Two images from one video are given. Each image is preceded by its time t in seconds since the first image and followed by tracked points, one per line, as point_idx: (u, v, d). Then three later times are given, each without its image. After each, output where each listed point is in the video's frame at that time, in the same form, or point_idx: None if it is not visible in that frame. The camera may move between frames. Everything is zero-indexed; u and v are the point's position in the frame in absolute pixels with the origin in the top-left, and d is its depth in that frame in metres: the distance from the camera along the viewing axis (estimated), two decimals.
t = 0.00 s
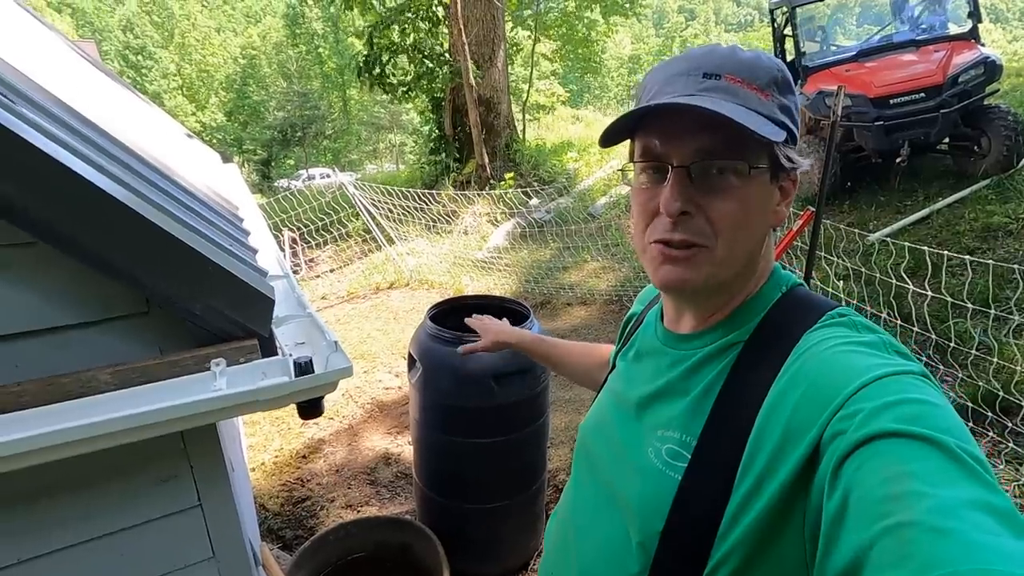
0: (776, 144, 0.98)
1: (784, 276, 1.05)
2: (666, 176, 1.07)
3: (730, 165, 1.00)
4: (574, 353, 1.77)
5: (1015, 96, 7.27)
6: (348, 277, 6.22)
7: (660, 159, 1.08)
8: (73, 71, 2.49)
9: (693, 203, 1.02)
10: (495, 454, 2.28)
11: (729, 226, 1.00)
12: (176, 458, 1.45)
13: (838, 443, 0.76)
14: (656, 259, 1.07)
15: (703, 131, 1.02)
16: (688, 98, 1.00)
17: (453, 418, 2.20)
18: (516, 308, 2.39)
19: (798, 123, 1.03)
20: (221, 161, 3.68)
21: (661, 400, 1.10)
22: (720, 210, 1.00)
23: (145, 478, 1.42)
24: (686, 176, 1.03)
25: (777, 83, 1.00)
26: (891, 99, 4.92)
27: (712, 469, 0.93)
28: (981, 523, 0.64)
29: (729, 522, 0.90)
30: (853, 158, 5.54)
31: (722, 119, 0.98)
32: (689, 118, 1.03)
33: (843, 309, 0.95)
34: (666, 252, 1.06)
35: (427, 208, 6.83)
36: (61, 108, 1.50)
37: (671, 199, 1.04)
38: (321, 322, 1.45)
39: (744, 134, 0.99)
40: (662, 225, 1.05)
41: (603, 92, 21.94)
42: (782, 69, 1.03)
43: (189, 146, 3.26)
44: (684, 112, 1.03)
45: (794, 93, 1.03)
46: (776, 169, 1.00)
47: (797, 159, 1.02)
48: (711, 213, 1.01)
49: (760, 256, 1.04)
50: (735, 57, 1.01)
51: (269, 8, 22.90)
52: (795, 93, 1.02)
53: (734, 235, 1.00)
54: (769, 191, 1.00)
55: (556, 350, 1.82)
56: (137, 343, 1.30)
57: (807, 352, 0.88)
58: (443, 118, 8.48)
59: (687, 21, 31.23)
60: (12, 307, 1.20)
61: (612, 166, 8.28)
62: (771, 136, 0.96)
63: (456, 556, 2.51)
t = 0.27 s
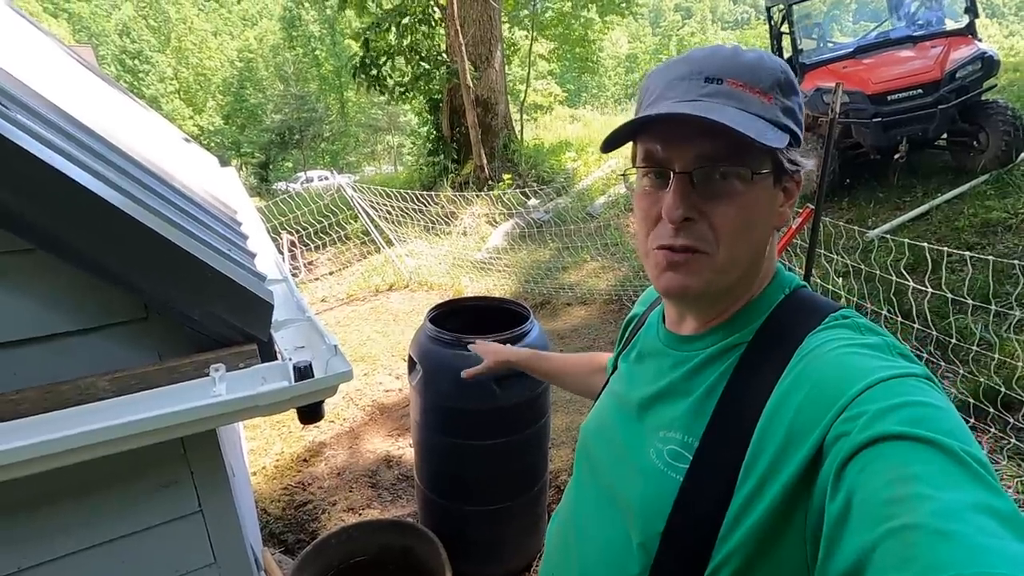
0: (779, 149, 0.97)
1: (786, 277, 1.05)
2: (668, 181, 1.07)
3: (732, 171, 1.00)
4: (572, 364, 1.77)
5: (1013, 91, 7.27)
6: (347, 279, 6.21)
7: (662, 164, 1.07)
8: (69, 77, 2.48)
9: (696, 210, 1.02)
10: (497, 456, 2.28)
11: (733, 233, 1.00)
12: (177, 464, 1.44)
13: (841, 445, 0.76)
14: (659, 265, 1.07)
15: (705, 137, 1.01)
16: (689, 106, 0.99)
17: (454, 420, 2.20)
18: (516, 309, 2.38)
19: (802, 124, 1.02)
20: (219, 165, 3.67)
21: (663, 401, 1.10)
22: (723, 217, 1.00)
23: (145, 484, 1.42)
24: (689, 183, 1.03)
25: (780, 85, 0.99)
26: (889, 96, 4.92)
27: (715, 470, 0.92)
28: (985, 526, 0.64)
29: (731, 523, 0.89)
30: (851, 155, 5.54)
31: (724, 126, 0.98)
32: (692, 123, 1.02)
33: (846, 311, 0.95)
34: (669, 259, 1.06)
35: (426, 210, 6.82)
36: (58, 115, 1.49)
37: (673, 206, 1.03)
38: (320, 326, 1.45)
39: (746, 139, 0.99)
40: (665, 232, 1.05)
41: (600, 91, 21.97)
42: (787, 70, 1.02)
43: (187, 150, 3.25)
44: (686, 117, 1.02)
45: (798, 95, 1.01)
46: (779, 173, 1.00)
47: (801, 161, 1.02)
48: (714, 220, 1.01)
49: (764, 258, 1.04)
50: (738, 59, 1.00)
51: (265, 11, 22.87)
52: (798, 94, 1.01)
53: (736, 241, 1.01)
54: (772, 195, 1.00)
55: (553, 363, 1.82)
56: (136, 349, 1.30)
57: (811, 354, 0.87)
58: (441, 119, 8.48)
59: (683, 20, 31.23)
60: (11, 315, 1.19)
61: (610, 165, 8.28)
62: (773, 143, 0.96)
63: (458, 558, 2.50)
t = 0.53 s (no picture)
0: (785, 152, 0.97)
1: (790, 279, 1.05)
2: (673, 182, 1.06)
3: (738, 173, 0.99)
4: (574, 365, 1.76)
5: (1012, 93, 7.28)
6: (346, 281, 6.20)
7: (667, 165, 1.07)
8: (68, 78, 2.48)
9: (701, 211, 1.01)
10: (498, 458, 2.27)
11: (738, 234, 1.00)
12: (176, 468, 1.43)
13: (845, 447, 0.75)
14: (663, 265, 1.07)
15: (711, 138, 1.01)
16: (695, 106, 0.99)
17: (455, 422, 2.19)
18: (516, 310, 2.38)
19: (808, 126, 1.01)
20: (219, 167, 3.67)
21: (666, 403, 1.09)
22: (729, 218, 1.00)
23: (144, 488, 1.41)
24: (694, 184, 1.02)
25: (787, 87, 0.99)
26: (889, 98, 4.92)
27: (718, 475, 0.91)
28: (989, 530, 0.63)
29: (733, 525, 0.89)
30: (851, 157, 5.54)
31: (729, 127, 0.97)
32: (698, 124, 1.01)
33: (851, 313, 0.94)
34: (674, 260, 1.05)
35: (426, 212, 6.82)
36: (57, 117, 1.49)
37: (678, 207, 1.03)
38: (321, 328, 1.44)
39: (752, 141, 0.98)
40: (670, 234, 1.05)
41: (600, 94, 21.99)
42: (795, 73, 1.02)
43: (186, 152, 3.25)
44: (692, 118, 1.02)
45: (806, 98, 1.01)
46: (785, 175, 0.99)
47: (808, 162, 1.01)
48: (720, 222, 1.00)
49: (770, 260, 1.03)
50: (745, 61, 1.00)
51: (265, 13, 22.87)
52: (804, 96, 1.01)
53: (741, 243, 1.00)
54: (778, 196, 1.00)
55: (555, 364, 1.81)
56: (135, 352, 1.29)
57: (817, 355, 0.87)
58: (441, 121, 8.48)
59: (682, 22, 31.26)
60: (10, 317, 1.19)
61: (610, 167, 8.27)
62: (779, 145, 0.95)
63: (458, 560, 2.49)
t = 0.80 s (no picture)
0: (793, 148, 0.96)
1: (794, 278, 1.04)
2: (681, 177, 1.06)
3: (746, 168, 0.99)
4: (582, 361, 1.75)
5: (1015, 97, 7.27)
6: (348, 281, 6.20)
7: (674, 160, 1.07)
8: (71, 75, 2.48)
9: (707, 205, 1.01)
10: (499, 458, 2.26)
11: (745, 230, 0.99)
12: (177, 465, 1.43)
13: (849, 446, 0.75)
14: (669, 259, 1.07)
15: (719, 134, 1.01)
16: (704, 100, 0.99)
17: (456, 421, 2.18)
18: (518, 310, 2.38)
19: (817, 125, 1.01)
20: (221, 165, 3.67)
21: (668, 402, 1.09)
22: (735, 214, 0.99)
23: (145, 486, 1.41)
24: (701, 179, 1.02)
25: (795, 84, 0.99)
26: (891, 100, 4.91)
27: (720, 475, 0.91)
28: (994, 529, 0.63)
29: (735, 524, 0.89)
30: (854, 159, 5.54)
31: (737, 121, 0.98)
32: (705, 119, 1.02)
33: (854, 312, 0.94)
34: (679, 254, 1.06)
35: (428, 212, 6.82)
36: (59, 113, 1.48)
37: (684, 202, 1.03)
38: (322, 326, 1.44)
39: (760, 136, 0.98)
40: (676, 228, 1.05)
41: (602, 95, 21.99)
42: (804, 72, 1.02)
43: (189, 150, 3.25)
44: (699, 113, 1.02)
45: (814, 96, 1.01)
46: (793, 172, 0.99)
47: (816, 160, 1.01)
48: (726, 217, 1.00)
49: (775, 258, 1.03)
50: (754, 57, 1.00)
51: (268, 13, 22.93)
52: (813, 95, 1.01)
53: (748, 238, 1.00)
54: (784, 193, 0.99)
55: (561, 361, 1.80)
56: (136, 349, 1.29)
57: (821, 353, 0.86)
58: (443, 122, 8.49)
59: (685, 24, 31.26)
60: (12, 314, 1.19)
61: (612, 169, 8.27)
62: (788, 141, 0.95)
63: (458, 561, 2.49)
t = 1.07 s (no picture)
0: (796, 147, 0.96)
1: (796, 279, 1.04)
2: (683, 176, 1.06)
3: (749, 167, 0.99)
4: (582, 363, 1.74)
5: (1015, 98, 7.27)
6: (347, 279, 6.20)
7: (677, 158, 1.07)
8: (71, 71, 2.48)
9: (710, 204, 1.01)
10: (498, 458, 2.26)
11: (747, 228, 0.99)
12: (175, 463, 1.43)
13: (851, 447, 0.75)
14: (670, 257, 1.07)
15: (723, 132, 1.01)
16: (708, 98, 0.99)
17: (455, 420, 2.18)
18: (517, 310, 2.38)
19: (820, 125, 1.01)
20: (221, 162, 3.66)
21: (670, 402, 1.09)
22: (737, 212, 0.99)
23: (143, 484, 1.40)
24: (703, 177, 1.02)
25: (799, 84, 0.99)
26: (892, 102, 4.91)
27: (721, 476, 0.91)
28: (996, 531, 0.63)
29: (737, 525, 0.88)
30: (854, 160, 5.53)
31: (741, 119, 0.97)
32: (709, 117, 1.01)
33: (857, 313, 0.94)
34: (680, 252, 1.05)
35: (427, 210, 6.82)
36: (60, 110, 1.48)
37: (687, 199, 1.03)
38: (321, 325, 1.43)
39: (764, 135, 0.98)
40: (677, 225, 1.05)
41: (603, 95, 21.97)
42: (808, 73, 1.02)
43: (189, 147, 3.24)
44: (702, 112, 1.02)
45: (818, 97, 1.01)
46: (795, 172, 0.99)
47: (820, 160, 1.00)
48: (728, 215, 1.00)
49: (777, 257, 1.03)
50: (758, 56, 1.00)
51: (269, 11, 22.94)
52: (816, 95, 1.00)
53: (750, 237, 0.99)
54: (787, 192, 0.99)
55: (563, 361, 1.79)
56: (135, 346, 1.28)
57: (822, 355, 0.86)
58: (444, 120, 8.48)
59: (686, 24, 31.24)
60: (10, 310, 1.18)
61: (612, 168, 8.26)
62: (791, 140, 0.95)
63: (456, 560, 2.48)
